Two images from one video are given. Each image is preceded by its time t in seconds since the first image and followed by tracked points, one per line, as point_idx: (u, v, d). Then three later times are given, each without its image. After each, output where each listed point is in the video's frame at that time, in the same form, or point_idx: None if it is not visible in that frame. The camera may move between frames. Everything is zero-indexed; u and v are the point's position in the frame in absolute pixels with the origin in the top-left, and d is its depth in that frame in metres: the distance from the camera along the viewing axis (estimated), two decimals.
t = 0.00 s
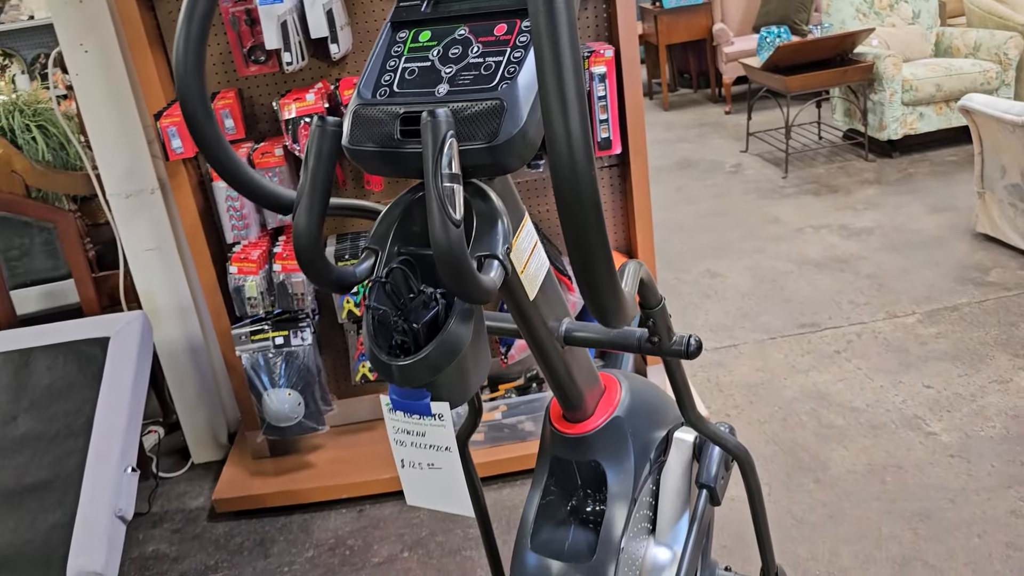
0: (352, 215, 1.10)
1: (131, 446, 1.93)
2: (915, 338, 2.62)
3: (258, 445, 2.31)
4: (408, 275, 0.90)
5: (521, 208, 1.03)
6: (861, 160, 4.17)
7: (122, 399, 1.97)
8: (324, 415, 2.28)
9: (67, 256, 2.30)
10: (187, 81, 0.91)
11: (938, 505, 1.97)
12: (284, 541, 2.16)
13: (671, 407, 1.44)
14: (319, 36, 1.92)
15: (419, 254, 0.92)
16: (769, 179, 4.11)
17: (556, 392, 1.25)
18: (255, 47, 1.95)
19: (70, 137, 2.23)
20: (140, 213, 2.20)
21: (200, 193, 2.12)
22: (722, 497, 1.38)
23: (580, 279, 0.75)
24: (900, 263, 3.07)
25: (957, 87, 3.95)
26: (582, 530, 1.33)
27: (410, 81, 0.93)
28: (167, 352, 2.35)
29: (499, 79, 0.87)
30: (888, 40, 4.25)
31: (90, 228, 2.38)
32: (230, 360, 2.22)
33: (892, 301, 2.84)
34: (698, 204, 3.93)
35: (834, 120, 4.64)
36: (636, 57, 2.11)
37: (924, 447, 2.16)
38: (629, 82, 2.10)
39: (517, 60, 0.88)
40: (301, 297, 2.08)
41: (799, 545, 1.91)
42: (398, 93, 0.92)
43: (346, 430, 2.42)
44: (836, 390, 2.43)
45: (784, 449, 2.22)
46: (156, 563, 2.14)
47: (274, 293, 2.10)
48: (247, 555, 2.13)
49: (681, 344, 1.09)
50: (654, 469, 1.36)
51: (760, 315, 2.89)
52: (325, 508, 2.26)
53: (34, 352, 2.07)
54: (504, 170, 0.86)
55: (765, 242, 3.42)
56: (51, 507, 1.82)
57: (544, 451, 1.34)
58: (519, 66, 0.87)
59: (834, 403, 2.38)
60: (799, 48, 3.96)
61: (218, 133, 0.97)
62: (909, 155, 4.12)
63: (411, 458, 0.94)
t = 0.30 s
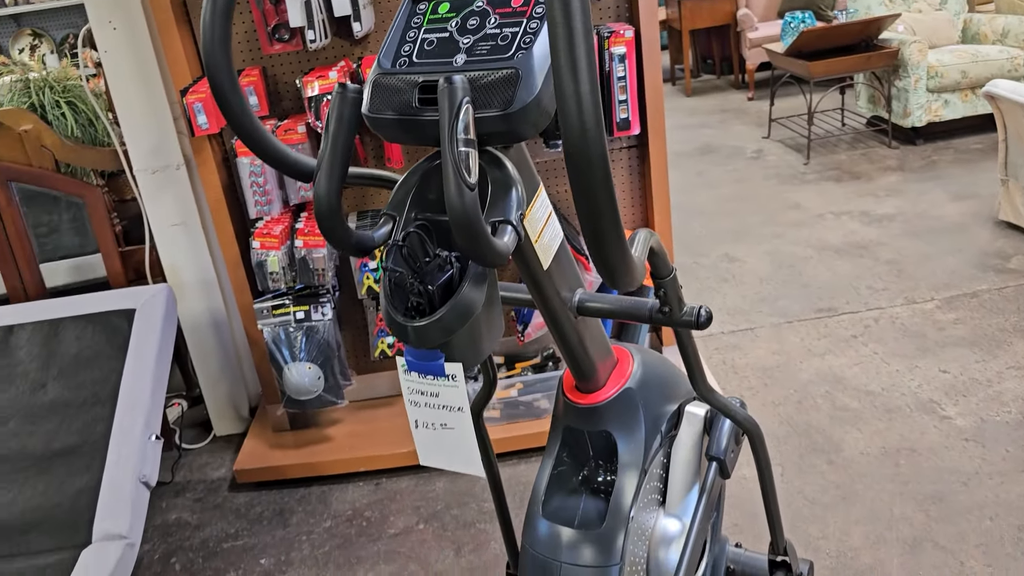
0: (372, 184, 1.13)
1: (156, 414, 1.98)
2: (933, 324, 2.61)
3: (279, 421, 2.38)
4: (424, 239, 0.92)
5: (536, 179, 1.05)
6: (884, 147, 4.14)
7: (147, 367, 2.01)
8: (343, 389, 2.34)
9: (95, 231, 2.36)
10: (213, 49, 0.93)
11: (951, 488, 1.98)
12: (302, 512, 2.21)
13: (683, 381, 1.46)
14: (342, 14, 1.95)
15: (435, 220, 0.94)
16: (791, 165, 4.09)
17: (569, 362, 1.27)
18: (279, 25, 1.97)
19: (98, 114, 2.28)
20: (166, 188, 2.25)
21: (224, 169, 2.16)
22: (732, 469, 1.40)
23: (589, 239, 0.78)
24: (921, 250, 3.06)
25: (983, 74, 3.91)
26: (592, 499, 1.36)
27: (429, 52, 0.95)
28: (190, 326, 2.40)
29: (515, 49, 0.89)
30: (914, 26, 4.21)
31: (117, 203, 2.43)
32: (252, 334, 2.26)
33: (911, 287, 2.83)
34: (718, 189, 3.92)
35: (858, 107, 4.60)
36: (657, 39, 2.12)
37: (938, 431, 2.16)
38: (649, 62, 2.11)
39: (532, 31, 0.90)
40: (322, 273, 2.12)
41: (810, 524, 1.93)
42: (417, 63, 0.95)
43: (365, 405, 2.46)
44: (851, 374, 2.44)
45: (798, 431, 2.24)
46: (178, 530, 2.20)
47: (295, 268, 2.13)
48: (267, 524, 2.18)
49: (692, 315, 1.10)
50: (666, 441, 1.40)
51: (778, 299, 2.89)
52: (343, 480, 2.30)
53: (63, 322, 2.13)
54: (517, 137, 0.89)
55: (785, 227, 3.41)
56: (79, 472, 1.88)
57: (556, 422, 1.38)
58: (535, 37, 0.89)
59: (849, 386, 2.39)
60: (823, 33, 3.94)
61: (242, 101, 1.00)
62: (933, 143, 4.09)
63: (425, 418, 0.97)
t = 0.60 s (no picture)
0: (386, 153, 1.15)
1: (174, 383, 2.01)
2: (948, 309, 2.61)
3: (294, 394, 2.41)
4: (435, 204, 0.94)
5: (547, 148, 1.07)
6: (903, 133, 4.11)
7: (166, 338, 2.06)
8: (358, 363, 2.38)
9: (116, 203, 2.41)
10: (232, 16, 0.96)
11: (960, 470, 1.99)
12: (316, 483, 2.25)
13: (691, 355, 1.48)
14: None
15: (446, 186, 0.96)
16: (809, 150, 4.07)
17: (577, 332, 1.29)
18: (298, 2, 1.99)
19: (121, 89, 2.31)
20: (185, 163, 2.28)
21: (243, 143, 2.19)
22: (738, 442, 1.45)
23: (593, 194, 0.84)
24: (937, 235, 3.04)
25: (1006, 60, 3.87)
26: (599, 469, 1.38)
27: (443, 21, 0.96)
28: (209, 299, 2.44)
29: (526, 19, 0.91)
30: (936, 10, 4.16)
31: (138, 178, 2.45)
32: (268, 307, 2.30)
33: (926, 272, 2.82)
34: (734, 173, 3.91)
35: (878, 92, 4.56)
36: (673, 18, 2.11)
37: (949, 414, 2.17)
38: (665, 42, 2.11)
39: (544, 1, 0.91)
40: (338, 247, 2.16)
41: (818, 503, 1.95)
42: (431, 32, 0.96)
43: (379, 380, 2.49)
44: (863, 357, 2.44)
45: (809, 412, 2.25)
46: (195, 498, 2.25)
47: (312, 243, 2.18)
48: (281, 494, 2.22)
49: (698, 287, 1.12)
50: (673, 415, 1.43)
51: (792, 282, 2.89)
52: (357, 453, 2.34)
53: (83, 294, 2.17)
54: (526, 104, 0.91)
55: (801, 211, 3.40)
56: (99, 438, 1.92)
57: (565, 392, 1.40)
58: (546, 6, 0.90)
59: (860, 369, 2.39)
60: (844, 17, 3.90)
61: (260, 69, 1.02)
62: (953, 129, 4.05)
63: (434, 380, 1.00)
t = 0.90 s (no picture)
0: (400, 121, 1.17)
1: (191, 353, 2.04)
2: (962, 292, 2.60)
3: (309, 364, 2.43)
4: (450, 167, 0.95)
5: (561, 117, 1.09)
6: (922, 117, 4.07)
7: (184, 310, 2.09)
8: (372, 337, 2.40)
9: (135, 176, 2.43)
10: None
11: (970, 450, 1.99)
12: (330, 454, 2.28)
13: (703, 327, 1.49)
14: None
15: (461, 151, 0.97)
16: (826, 133, 4.05)
17: (589, 301, 1.31)
18: None
19: (141, 62, 2.35)
20: (204, 136, 2.31)
21: (260, 116, 2.21)
22: (746, 414, 1.47)
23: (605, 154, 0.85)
24: (953, 218, 3.03)
25: None
26: (609, 439, 1.39)
27: None
28: (227, 271, 2.47)
29: None
30: None
31: (157, 151, 2.49)
32: (285, 281, 2.33)
33: (941, 255, 2.81)
34: (751, 155, 3.90)
35: (897, 76, 4.52)
36: None
37: (961, 395, 2.17)
38: (682, 18, 2.11)
39: None
40: (354, 222, 2.18)
41: (827, 480, 1.96)
42: None
43: (393, 354, 2.52)
44: (876, 338, 2.44)
45: (820, 391, 2.26)
46: (212, 467, 2.28)
47: (329, 217, 2.19)
48: (295, 464, 2.26)
49: (709, 256, 1.14)
50: (683, 387, 1.44)
51: (806, 264, 2.89)
52: (370, 425, 2.37)
53: (104, 264, 2.21)
54: (541, 68, 0.92)
55: (817, 194, 3.39)
56: (118, 405, 1.95)
57: (577, 361, 1.42)
58: None
59: (873, 350, 2.40)
60: None
61: (278, 31, 1.03)
62: (973, 113, 4.01)
63: (447, 341, 1.02)
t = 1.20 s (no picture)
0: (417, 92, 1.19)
1: (207, 325, 2.07)
2: (972, 277, 2.60)
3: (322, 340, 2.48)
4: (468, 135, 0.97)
5: (577, 88, 1.10)
6: (936, 103, 4.06)
7: (200, 285, 2.11)
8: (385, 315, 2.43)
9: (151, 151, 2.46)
10: None
11: (977, 431, 2.00)
12: (342, 428, 2.31)
13: (713, 303, 1.52)
14: None
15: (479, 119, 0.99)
16: (839, 118, 4.04)
17: (602, 274, 1.33)
18: None
19: (159, 39, 2.38)
20: (221, 113, 2.34)
21: (276, 94, 2.24)
22: (756, 388, 1.48)
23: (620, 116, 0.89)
24: (965, 204, 3.03)
25: None
26: (620, 410, 1.41)
27: None
28: (242, 249, 2.49)
29: None
30: None
31: (173, 128, 2.54)
32: (300, 258, 2.36)
33: (952, 241, 2.82)
34: (763, 140, 3.90)
35: (912, 62, 4.50)
36: None
37: (969, 377, 2.18)
38: None
39: None
40: (368, 198, 2.20)
41: (834, 459, 1.98)
42: None
43: (405, 331, 2.55)
44: (885, 321, 2.45)
45: (828, 372, 2.27)
46: (226, 440, 2.32)
47: (343, 193, 2.22)
48: (308, 438, 2.29)
49: (721, 228, 1.14)
50: (693, 361, 1.46)
51: (816, 248, 2.90)
52: (382, 401, 2.40)
53: (121, 238, 2.24)
54: (559, 37, 0.94)
55: (828, 179, 3.39)
56: (136, 376, 1.99)
57: (588, 333, 1.44)
58: None
59: (882, 332, 2.41)
60: None
61: None
62: (987, 100, 4.00)
63: (463, 307, 1.04)
